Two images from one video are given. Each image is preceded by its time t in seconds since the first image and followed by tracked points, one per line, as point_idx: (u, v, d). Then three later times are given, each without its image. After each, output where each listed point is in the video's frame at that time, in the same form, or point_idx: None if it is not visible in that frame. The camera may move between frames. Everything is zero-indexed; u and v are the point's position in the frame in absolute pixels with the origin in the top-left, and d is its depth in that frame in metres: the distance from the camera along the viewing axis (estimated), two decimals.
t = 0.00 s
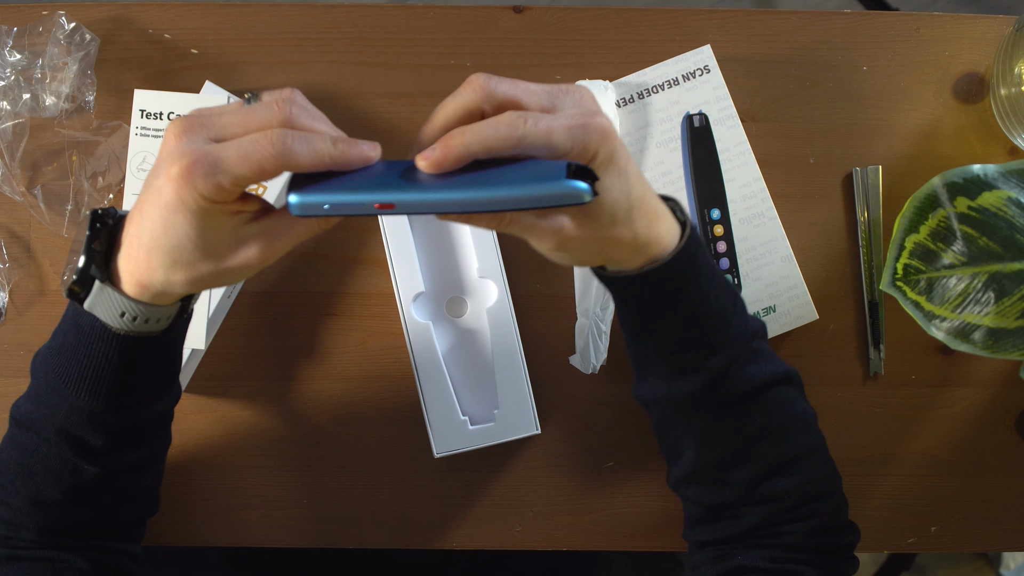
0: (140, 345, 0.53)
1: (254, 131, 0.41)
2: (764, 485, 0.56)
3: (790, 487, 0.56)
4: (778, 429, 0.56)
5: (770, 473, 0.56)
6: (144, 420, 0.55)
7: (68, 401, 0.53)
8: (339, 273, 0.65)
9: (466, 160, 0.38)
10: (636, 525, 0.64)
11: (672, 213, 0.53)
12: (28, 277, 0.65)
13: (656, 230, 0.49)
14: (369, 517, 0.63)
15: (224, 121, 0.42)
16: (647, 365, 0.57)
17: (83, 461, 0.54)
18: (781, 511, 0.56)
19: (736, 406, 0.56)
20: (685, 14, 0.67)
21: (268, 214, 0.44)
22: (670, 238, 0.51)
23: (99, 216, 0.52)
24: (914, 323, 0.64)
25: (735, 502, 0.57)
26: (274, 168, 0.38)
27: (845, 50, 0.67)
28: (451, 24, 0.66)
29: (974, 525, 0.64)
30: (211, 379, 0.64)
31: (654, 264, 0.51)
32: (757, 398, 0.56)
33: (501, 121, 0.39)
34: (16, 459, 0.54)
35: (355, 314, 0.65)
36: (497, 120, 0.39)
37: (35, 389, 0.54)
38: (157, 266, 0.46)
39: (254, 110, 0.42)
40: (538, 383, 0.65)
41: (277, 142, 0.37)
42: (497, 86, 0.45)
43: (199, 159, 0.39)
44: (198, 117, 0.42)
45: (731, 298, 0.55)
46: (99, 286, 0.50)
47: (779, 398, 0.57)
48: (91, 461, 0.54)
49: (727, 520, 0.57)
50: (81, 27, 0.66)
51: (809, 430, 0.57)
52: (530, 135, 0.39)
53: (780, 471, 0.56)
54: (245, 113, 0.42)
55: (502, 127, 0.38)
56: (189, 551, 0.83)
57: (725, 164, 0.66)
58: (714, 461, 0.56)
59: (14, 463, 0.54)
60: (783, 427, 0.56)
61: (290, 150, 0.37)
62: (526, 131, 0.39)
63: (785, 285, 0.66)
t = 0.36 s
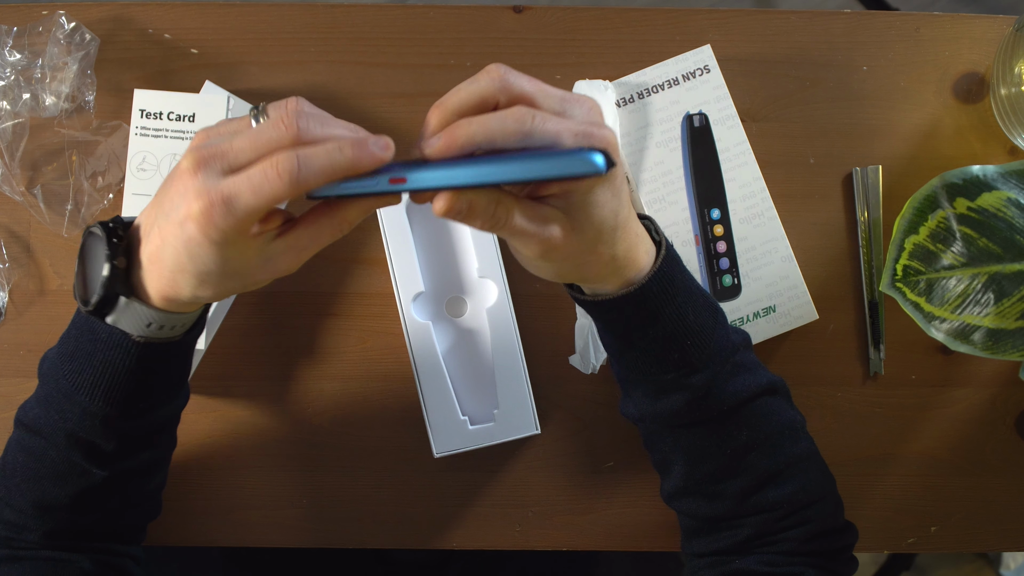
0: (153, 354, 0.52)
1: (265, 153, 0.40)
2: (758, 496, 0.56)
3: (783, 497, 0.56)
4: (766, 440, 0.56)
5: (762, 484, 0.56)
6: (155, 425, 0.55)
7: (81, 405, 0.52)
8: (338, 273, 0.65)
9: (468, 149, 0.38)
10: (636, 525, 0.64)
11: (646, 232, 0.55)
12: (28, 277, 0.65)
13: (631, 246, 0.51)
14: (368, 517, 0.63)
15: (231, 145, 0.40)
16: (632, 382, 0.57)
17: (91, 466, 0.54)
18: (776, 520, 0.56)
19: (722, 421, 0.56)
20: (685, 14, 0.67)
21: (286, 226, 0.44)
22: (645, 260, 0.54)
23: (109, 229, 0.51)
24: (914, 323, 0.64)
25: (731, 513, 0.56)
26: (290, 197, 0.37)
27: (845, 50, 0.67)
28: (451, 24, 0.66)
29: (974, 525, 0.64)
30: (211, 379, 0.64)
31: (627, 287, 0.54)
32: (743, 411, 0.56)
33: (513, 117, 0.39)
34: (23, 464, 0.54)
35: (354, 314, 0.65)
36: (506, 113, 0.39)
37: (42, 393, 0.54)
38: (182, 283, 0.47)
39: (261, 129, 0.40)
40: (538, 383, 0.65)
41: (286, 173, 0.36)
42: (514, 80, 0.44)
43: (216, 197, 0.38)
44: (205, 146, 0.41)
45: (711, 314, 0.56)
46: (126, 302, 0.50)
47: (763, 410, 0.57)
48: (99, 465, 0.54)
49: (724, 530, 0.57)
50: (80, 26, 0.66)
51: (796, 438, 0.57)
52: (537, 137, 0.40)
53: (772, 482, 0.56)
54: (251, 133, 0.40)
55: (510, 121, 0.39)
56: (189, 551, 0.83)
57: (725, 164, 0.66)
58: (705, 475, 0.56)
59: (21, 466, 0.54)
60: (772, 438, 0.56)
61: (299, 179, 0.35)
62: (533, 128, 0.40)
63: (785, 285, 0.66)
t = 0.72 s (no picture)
0: (179, 341, 0.54)
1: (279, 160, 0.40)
2: (758, 498, 0.56)
3: (783, 500, 0.55)
4: (763, 443, 0.56)
5: (761, 487, 0.56)
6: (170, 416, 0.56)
7: (101, 398, 0.53)
8: (339, 273, 0.65)
9: (473, 99, 0.43)
10: (635, 525, 0.64)
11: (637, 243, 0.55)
12: (29, 277, 0.65)
13: (621, 249, 0.51)
14: (370, 517, 0.63)
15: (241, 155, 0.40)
16: (626, 389, 0.57)
17: (107, 459, 0.54)
18: (776, 523, 0.55)
19: (720, 426, 0.56)
20: (685, 14, 0.67)
21: (320, 233, 0.46)
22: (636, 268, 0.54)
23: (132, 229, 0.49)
24: (914, 323, 0.64)
25: (731, 515, 0.56)
26: (321, 199, 0.39)
27: (846, 50, 0.67)
28: (451, 24, 0.66)
29: (974, 525, 0.64)
30: (212, 379, 0.64)
31: (619, 295, 0.54)
32: (739, 415, 0.56)
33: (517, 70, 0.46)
34: (38, 459, 0.54)
35: (355, 314, 0.65)
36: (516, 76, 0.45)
37: (56, 385, 0.54)
38: (214, 280, 0.48)
39: (267, 135, 0.40)
40: (538, 383, 0.65)
41: (313, 182, 0.37)
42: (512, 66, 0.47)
43: (246, 211, 0.40)
44: (217, 159, 0.41)
45: (704, 320, 0.56)
46: (167, 300, 0.50)
47: (760, 413, 0.56)
48: (117, 458, 0.55)
49: (725, 533, 0.57)
50: (81, 26, 0.66)
51: (794, 441, 0.57)
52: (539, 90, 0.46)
53: (771, 485, 0.56)
54: (258, 140, 0.40)
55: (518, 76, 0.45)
56: (189, 551, 0.83)
57: (725, 164, 0.66)
58: (704, 479, 0.56)
59: (33, 460, 0.54)
60: (770, 441, 0.56)
61: (328, 184, 0.38)
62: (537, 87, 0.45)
63: (785, 285, 0.66)
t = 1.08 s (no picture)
0: (165, 325, 0.53)
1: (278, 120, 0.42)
2: (773, 484, 0.56)
3: (798, 488, 0.56)
4: (785, 430, 0.56)
5: (779, 473, 0.56)
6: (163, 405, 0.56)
7: (92, 382, 0.53)
8: (339, 273, 0.65)
9: (467, 84, 0.41)
10: (635, 526, 0.64)
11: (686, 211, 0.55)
12: (28, 277, 0.65)
13: (666, 217, 0.51)
14: (369, 516, 0.63)
15: (245, 115, 0.43)
16: (656, 363, 0.57)
17: (99, 448, 0.54)
18: (788, 511, 0.56)
19: (747, 407, 0.56)
20: (685, 14, 0.67)
21: (302, 219, 0.44)
22: (683, 232, 0.53)
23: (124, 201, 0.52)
24: (914, 323, 0.64)
25: (741, 504, 0.56)
26: (304, 158, 0.37)
27: (845, 50, 0.67)
28: (452, 24, 0.66)
29: (974, 525, 0.64)
30: (212, 379, 0.64)
31: (669, 260, 0.53)
32: (767, 397, 0.56)
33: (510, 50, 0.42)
34: (30, 449, 0.54)
35: (354, 314, 0.65)
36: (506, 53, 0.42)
37: (49, 374, 0.55)
38: (194, 252, 0.47)
39: (275, 99, 0.43)
40: (538, 383, 0.65)
41: (299, 134, 0.36)
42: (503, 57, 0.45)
43: (230, 159, 0.39)
44: (220, 118, 0.43)
45: (743, 300, 0.56)
46: (144, 272, 0.51)
47: (786, 398, 0.57)
48: (108, 447, 0.54)
49: (732, 523, 0.57)
50: (80, 26, 0.66)
51: (813, 431, 0.57)
52: (534, 74, 0.42)
53: (789, 471, 0.56)
54: (264, 102, 0.43)
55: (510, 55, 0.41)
56: (189, 551, 0.83)
57: (725, 163, 0.66)
58: (724, 461, 0.56)
59: (27, 451, 0.54)
60: (795, 426, 0.56)
61: (313, 140, 0.36)
62: (530, 67, 0.42)
63: (785, 285, 0.66)
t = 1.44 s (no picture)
0: (139, 305, 0.53)
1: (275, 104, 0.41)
2: (767, 468, 0.56)
3: (792, 471, 0.56)
4: (778, 412, 0.56)
5: (773, 456, 0.56)
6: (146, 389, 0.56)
7: (71, 369, 0.53)
8: (339, 273, 0.65)
9: (457, 105, 0.37)
10: (636, 526, 0.64)
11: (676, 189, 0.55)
12: (28, 277, 0.65)
13: (655, 198, 0.50)
14: (368, 516, 0.63)
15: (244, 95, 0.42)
16: (652, 343, 0.57)
17: (84, 435, 0.54)
18: (783, 495, 0.56)
19: (739, 388, 0.56)
20: (685, 14, 0.67)
21: (281, 205, 0.44)
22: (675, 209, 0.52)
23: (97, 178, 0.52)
24: (914, 323, 0.64)
25: (736, 490, 0.57)
26: (292, 142, 0.37)
27: (845, 50, 0.67)
28: (452, 23, 0.66)
29: (974, 525, 0.64)
30: (212, 379, 0.64)
31: (659, 234, 0.53)
32: (759, 376, 0.56)
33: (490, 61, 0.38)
34: (19, 440, 0.55)
35: (354, 313, 0.65)
36: (483, 63, 0.38)
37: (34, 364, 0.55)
38: (166, 227, 0.47)
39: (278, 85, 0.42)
40: (538, 383, 0.65)
41: (294, 116, 0.36)
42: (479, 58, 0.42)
43: (218, 133, 0.38)
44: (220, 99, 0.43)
45: (734, 278, 0.56)
46: (111, 248, 0.51)
47: (780, 380, 0.57)
48: (93, 434, 0.54)
49: (727, 509, 0.57)
50: (80, 26, 0.66)
51: (809, 415, 0.57)
52: (517, 79, 0.39)
53: (783, 455, 0.56)
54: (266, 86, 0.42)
55: (490, 66, 0.38)
56: (190, 551, 0.83)
57: (725, 163, 0.66)
58: (718, 444, 0.56)
59: (16, 442, 0.55)
60: (787, 408, 0.56)
61: (307, 123, 0.36)
62: (511, 73, 0.38)
63: (785, 285, 0.66)
